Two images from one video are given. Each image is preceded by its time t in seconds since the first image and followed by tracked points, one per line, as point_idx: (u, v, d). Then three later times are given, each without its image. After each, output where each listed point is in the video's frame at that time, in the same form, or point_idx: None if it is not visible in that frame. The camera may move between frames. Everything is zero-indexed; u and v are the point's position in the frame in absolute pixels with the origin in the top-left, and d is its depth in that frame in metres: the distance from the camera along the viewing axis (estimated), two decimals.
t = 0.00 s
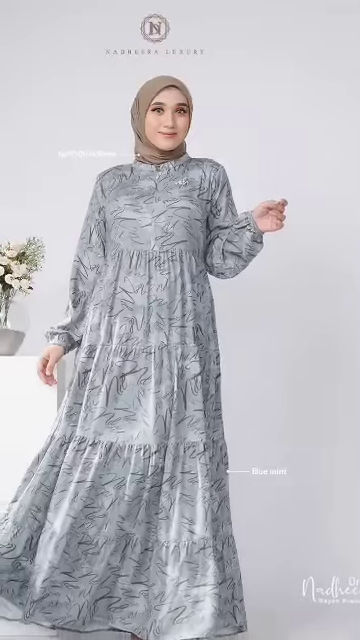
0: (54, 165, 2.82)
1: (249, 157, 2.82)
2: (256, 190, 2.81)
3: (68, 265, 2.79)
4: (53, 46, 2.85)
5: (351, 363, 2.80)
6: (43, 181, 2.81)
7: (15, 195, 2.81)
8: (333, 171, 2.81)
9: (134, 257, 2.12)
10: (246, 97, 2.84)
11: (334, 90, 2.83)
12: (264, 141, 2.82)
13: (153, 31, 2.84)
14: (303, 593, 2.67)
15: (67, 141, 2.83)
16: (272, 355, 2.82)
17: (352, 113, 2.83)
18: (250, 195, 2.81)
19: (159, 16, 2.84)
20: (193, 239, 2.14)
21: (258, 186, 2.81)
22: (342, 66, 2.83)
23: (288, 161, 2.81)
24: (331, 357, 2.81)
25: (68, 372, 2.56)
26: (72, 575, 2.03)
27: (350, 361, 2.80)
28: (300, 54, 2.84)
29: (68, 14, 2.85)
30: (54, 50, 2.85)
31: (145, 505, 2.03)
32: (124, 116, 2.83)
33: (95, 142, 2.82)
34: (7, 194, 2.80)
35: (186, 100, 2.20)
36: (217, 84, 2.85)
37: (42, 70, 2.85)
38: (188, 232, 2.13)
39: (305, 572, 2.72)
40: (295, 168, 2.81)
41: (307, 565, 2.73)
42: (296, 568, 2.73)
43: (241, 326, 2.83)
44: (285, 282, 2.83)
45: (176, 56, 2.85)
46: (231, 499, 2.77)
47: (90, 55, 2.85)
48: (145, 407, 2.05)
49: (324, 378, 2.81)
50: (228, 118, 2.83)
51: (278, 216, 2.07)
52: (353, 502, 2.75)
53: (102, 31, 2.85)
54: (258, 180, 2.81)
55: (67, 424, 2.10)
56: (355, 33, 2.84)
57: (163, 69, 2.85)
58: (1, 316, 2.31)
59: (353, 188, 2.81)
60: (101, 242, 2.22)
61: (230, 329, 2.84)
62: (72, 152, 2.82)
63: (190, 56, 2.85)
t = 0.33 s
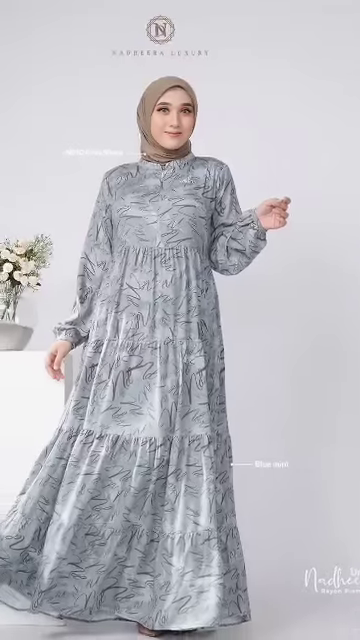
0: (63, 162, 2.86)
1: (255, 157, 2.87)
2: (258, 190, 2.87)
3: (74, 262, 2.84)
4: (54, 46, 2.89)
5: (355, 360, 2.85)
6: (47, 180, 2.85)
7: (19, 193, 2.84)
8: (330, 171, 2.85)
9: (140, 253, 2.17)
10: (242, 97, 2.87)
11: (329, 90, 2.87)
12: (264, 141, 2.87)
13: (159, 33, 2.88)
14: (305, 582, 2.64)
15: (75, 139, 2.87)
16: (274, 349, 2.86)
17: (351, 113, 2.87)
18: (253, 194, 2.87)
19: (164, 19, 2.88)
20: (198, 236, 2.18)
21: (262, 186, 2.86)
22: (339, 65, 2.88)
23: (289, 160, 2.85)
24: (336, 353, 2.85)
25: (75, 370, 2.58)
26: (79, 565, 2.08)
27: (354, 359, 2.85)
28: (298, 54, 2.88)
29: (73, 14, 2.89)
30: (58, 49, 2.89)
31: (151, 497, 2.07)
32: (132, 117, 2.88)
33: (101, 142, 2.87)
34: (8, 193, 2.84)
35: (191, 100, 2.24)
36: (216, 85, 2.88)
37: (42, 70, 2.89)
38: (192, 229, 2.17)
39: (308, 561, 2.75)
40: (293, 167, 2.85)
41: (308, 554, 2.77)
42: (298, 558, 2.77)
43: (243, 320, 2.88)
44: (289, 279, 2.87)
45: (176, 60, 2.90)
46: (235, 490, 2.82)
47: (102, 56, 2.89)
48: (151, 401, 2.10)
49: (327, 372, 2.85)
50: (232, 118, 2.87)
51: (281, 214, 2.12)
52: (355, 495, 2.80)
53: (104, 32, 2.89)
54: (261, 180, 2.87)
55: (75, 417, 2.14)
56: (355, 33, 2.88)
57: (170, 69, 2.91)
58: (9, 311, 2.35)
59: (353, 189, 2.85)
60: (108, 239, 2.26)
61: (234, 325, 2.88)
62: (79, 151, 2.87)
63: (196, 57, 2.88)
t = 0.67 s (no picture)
0: (69, 161, 2.91)
1: (259, 156, 2.91)
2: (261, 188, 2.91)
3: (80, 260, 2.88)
4: (53, 45, 2.93)
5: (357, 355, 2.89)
6: (52, 179, 2.90)
7: (22, 191, 2.89)
8: (339, 172, 2.89)
9: (145, 251, 2.21)
10: (248, 97, 2.92)
11: (331, 91, 2.91)
12: (269, 140, 2.91)
13: (164, 35, 2.91)
14: (307, 574, 2.79)
15: (82, 138, 2.91)
16: (277, 344, 2.90)
17: (355, 113, 2.91)
18: (257, 191, 2.91)
19: (169, 20, 2.92)
20: (202, 234, 2.22)
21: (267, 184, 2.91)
22: (343, 67, 2.91)
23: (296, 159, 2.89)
24: (340, 349, 2.90)
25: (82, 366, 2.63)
26: (86, 556, 2.12)
27: None
28: (293, 51, 2.92)
29: (70, 14, 2.93)
30: (61, 49, 2.93)
31: (156, 490, 2.12)
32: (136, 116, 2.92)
33: (109, 141, 2.91)
34: (12, 191, 2.89)
35: (195, 100, 2.28)
36: (234, 85, 2.92)
37: (40, 71, 2.92)
38: (197, 227, 2.21)
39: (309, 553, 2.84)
40: (298, 167, 2.89)
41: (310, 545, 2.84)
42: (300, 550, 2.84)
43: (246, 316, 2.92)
44: (292, 275, 2.92)
45: (187, 58, 2.93)
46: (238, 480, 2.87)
47: (113, 56, 2.93)
48: (156, 395, 2.14)
49: (331, 366, 2.89)
50: (238, 118, 2.92)
51: (284, 211, 2.16)
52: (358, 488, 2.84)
53: (109, 32, 2.93)
54: (266, 179, 2.91)
55: (81, 411, 2.19)
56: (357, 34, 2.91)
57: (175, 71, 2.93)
58: (18, 307, 2.38)
59: (355, 189, 2.89)
60: (114, 236, 2.30)
61: (238, 320, 2.93)
62: (86, 150, 2.91)
63: (200, 57, 2.93)
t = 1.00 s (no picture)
0: (73, 159, 2.95)
1: (262, 155, 2.95)
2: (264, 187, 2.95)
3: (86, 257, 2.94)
4: (53, 45, 2.97)
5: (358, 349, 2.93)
6: (57, 178, 2.94)
7: (28, 191, 2.93)
8: (335, 171, 2.93)
9: (151, 248, 2.25)
10: (251, 97, 2.96)
11: (330, 91, 2.95)
12: (273, 139, 2.94)
13: (169, 36, 2.96)
14: (310, 565, 2.84)
15: (89, 138, 2.95)
16: (280, 340, 2.95)
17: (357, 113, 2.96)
18: (261, 189, 2.95)
19: (174, 22, 2.96)
20: (207, 231, 2.27)
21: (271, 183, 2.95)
22: (339, 68, 2.96)
23: (300, 158, 2.94)
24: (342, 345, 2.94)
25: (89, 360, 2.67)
26: (93, 548, 2.17)
27: None
28: (294, 50, 2.96)
29: (68, 14, 2.96)
30: (59, 50, 2.97)
31: (161, 482, 2.16)
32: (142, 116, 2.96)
33: (115, 140, 2.95)
34: (15, 190, 2.93)
35: (200, 100, 2.32)
36: (221, 86, 2.97)
37: (40, 72, 2.97)
38: (202, 225, 2.25)
39: (311, 544, 2.88)
40: (300, 167, 2.94)
41: (312, 536, 2.89)
42: (303, 542, 2.89)
43: (250, 312, 2.96)
44: (294, 270, 2.96)
45: (191, 59, 2.97)
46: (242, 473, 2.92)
47: (119, 57, 2.96)
48: (161, 389, 2.19)
49: (333, 362, 2.93)
50: (242, 117, 2.96)
51: (287, 209, 2.20)
52: None
53: (113, 32, 2.97)
54: (270, 177, 2.95)
55: (88, 405, 2.24)
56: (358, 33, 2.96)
57: (180, 72, 2.99)
58: (26, 302, 2.43)
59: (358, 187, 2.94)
60: (120, 234, 2.34)
61: (241, 316, 2.96)
62: (93, 149, 2.95)
63: (204, 58, 2.97)
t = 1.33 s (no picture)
0: (78, 157, 2.99)
1: (265, 155, 2.99)
2: (268, 186, 2.99)
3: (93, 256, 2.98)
4: (53, 45, 3.02)
5: None
6: (61, 176, 2.99)
7: (30, 190, 2.98)
8: (339, 171, 2.97)
9: (156, 245, 2.30)
10: (255, 97, 3.00)
11: (332, 91, 2.99)
12: (276, 140, 2.99)
13: (175, 38, 3.00)
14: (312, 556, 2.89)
15: (95, 138, 3.00)
16: (284, 335, 2.99)
17: None
18: (265, 188, 2.99)
19: (179, 23, 3.01)
20: (211, 229, 2.31)
21: (274, 182, 2.98)
22: (340, 68, 3.00)
23: (304, 158, 2.98)
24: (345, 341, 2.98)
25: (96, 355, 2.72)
26: (99, 539, 2.22)
27: None
28: (295, 50, 3.00)
29: (67, 14, 3.02)
30: (60, 49, 3.02)
31: (167, 475, 2.21)
32: (146, 116, 3.01)
33: (121, 140, 3.00)
34: (16, 190, 2.98)
35: (204, 100, 2.36)
36: (236, 85, 3.01)
37: (40, 72, 3.01)
38: (206, 222, 2.30)
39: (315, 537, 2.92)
40: (303, 166, 2.98)
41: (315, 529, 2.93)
42: (306, 535, 2.93)
43: (253, 308, 3.01)
44: (298, 268, 3.00)
45: (199, 60, 3.02)
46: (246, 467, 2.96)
47: (122, 57, 3.01)
48: (166, 383, 2.23)
49: (335, 358, 2.97)
50: (245, 117, 3.00)
51: (289, 207, 2.25)
52: None
53: (113, 32, 3.02)
54: (274, 176, 2.98)
55: (95, 399, 2.28)
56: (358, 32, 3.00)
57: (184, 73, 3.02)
58: (33, 297, 2.48)
59: None
60: (126, 232, 2.39)
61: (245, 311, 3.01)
62: (98, 149, 2.99)
63: (209, 59, 3.01)
